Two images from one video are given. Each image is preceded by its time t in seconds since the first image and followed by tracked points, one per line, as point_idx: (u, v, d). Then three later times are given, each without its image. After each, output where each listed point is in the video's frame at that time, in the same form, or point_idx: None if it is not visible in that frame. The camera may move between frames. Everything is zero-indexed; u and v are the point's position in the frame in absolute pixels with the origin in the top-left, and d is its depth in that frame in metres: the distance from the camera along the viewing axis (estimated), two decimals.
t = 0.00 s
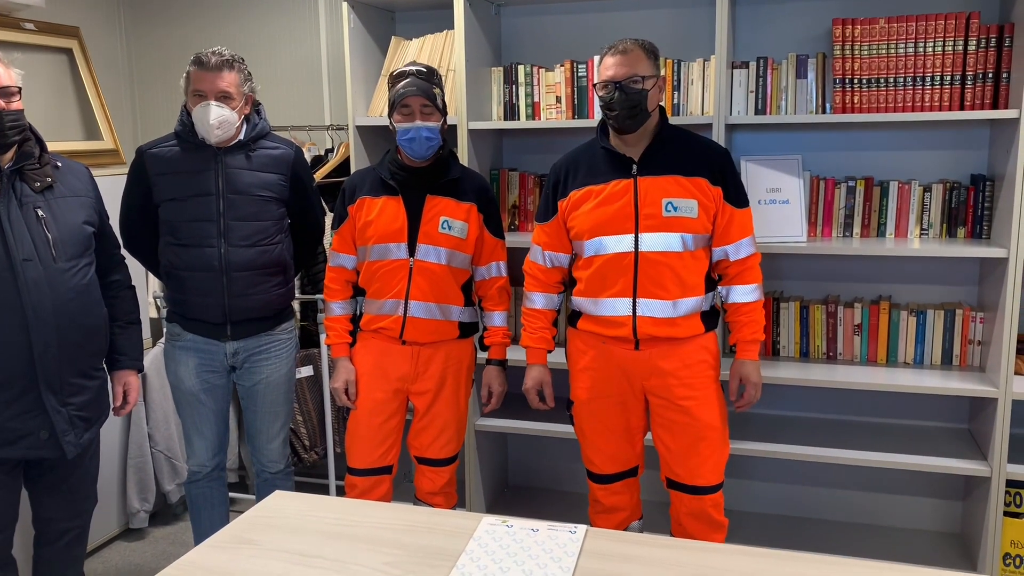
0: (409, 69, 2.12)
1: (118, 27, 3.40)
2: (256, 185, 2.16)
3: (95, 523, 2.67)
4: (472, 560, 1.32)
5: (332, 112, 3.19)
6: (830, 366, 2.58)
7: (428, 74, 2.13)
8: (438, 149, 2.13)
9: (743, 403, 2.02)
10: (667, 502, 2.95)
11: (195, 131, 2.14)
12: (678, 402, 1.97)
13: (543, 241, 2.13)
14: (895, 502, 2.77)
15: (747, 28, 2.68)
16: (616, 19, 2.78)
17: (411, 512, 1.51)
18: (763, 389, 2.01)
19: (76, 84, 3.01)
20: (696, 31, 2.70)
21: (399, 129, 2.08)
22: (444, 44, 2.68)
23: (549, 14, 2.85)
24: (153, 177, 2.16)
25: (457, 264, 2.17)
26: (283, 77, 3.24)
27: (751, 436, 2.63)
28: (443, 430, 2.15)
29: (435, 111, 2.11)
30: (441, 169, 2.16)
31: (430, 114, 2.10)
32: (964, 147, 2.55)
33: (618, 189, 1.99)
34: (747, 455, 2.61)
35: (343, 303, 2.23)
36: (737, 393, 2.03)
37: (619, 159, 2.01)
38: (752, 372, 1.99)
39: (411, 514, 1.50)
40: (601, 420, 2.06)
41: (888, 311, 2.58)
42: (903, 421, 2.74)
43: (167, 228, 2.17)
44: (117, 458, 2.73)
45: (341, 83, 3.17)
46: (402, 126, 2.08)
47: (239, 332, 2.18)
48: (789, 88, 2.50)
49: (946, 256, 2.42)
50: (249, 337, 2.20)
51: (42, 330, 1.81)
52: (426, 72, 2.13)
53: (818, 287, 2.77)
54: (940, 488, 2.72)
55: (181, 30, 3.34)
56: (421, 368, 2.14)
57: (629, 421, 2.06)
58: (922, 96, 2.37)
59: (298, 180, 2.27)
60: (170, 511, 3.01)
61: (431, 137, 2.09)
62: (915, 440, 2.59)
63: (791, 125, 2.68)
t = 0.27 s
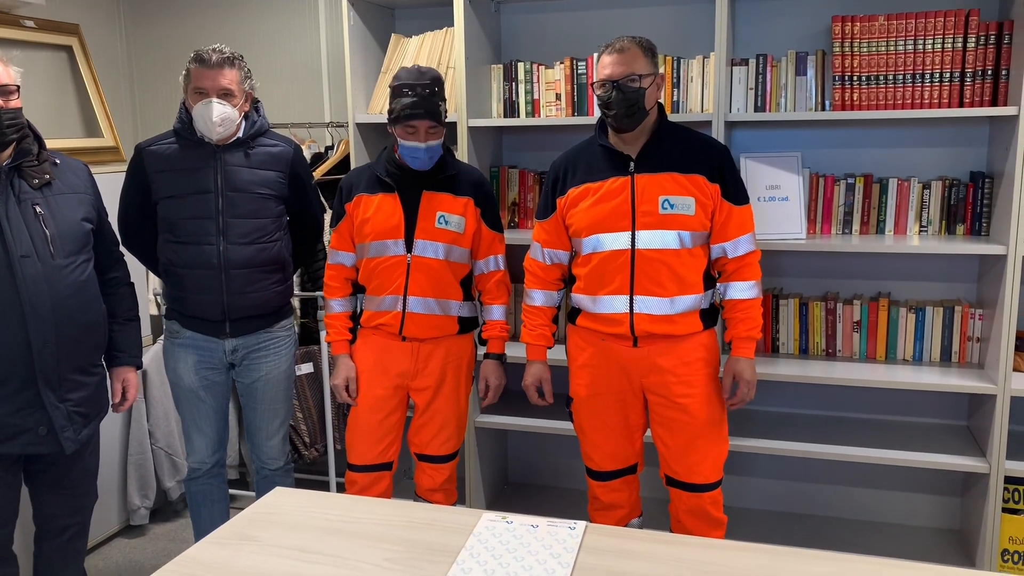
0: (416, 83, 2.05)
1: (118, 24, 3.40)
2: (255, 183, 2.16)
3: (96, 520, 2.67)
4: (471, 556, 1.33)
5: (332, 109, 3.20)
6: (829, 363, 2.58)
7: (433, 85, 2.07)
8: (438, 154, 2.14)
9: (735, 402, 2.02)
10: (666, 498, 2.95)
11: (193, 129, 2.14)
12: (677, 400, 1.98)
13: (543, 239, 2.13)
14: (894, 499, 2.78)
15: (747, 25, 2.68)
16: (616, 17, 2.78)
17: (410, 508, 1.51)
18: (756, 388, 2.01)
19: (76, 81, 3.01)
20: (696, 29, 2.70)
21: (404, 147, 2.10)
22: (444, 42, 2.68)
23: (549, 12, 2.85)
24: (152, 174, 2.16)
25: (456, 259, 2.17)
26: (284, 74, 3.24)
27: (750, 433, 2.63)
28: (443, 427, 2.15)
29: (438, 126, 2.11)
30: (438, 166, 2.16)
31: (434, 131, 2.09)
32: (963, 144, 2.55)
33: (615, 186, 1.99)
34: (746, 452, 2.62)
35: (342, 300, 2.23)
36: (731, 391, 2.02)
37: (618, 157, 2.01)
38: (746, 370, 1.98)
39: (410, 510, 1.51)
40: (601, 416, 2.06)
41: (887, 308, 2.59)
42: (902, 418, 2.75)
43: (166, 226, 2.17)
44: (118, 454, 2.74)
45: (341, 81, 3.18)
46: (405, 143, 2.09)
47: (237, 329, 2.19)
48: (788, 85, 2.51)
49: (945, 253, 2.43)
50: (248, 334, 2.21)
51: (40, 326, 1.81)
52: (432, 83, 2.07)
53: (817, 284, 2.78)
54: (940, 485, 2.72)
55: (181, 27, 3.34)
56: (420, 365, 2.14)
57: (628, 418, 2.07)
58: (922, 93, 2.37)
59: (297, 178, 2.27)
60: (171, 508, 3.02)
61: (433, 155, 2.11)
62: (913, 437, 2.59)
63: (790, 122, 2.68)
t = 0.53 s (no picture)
0: (416, 106, 2.04)
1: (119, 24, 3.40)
2: (251, 183, 2.15)
3: (97, 519, 2.68)
4: (472, 555, 1.33)
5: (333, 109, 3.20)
6: (830, 362, 2.58)
7: (434, 106, 2.06)
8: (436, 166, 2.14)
9: (735, 401, 2.01)
10: (667, 498, 2.95)
11: (190, 128, 2.14)
12: (676, 399, 1.98)
13: (543, 238, 2.14)
14: (894, 499, 2.78)
15: (747, 24, 2.68)
16: (617, 16, 2.78)
17: (411, 507, 1.51)
18: (756, 388, 2.00)
19: (77, 81, 3.02)
20: (697, 29, 2.71)
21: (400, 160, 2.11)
22: (445, 42, 2.68)
23: (549, 12, 2.85)
24: (148, 174, 2.16)
25: (454, 261, 2.17)
26: (284, 74, 3.25)
27: (750, 432, 2.63)
28: (442, 426, 2.15)
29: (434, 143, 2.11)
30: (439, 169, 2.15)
31: (429, 151, 2.10)
32: (963, 144, 2.55)
33: (614, 186, 1.99)
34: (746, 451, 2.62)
35: (342, 300, 2.23)
36: (730, 390, 2.01)
37: (616, 157, 2.01)
38: (746, 369, 1.97)
39: (411, 509, 1.51)
40: (601, 416, 2.06)
41: (887, 307, 2.59)
42: (903, 417, 2.75)
43: (163, 226, 2.17)
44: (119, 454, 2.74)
45: (342, 81, 3.18)
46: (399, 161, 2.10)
47: (234, 329, 2.18)
48: (788, 84, 2.51)
49: (946, 253, 2.43)
50: (245, 334, 2.20)
51: (36, 324, 1.81)
52: (433, 105, 2.06)
53: (818, 283, 2.78)
54: (940, 485, 2.72)
55: (182, 27, 3.34)
56: (418, 365, 2.14)
57: (628, 418, 2.07)
58: (922, 93, 2.38)
59: (294, 178, 2.26)
60: (172, 508, 3.02)
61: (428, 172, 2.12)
62: (914, 436, 2.59)
63: (791, 122, 2.69)
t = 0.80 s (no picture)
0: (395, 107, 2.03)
1: (114, 29, 3.40)
2: (240, 189, 2.14)
3: (96, 526, 2.67)
4: (476, 557, 1.33)
5: (331, 114, 3.20)
6: (829, 363, 2.59)
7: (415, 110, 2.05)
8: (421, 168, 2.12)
9: (737, 403, 2.02)
10: (666, 500, 2.96)
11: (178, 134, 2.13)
12: (676, 401, 1.98)
13: (543, 241, 2.14)
14: (893, 499, 2.79)
15: (743, 27, 2.69)
16: (613, 20, 2.79)
17: (413, 510, 1.51)
18: (757, 390, 2.01)
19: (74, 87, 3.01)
20: (693, 32, 2.72)
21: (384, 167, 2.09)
22: (442, 46, 2.69)
23: (546, 16, 2.86)
24: (136, 180, 2.15)
25: (448, 263, 2.16)
26: (282, 79, 3.25)
27: (750, 434, 2.63)
28: (441, 428, 2.16)
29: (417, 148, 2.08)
30: (424, 172, 2.13)
31: (411, 154, 2.07)
32: (959, 145, 2.56)
33: (612, 188, 2.00)
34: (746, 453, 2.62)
35: (334, 309, 2.20)
36: (732, 392, 2.03)
37: (614, 159, 2.02)
38: (748, 371, 1.99)
39: (413, 511, 1.51)
40: (602, 418, 2.07)
41: (885, 308, 2.60)
42: (901, 417, 2.76)
43: (152, 232, 2.16)
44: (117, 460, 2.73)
45: (340, 86, 3.19)
46: (383, 165, 2.09)
47: (224, 336, 2.17)
48: (785, 87, 2.52)
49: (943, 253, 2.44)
50: (235, 340, 2.19)
51: (31, 332, 1.78)
52: (413, 109, 2.05)
53: (815, 284, 2.79)
54: (939, 485, 2.73)
55: (178, 33, 3.35)
56: (415, 368, 2.14)
57: (628, 420, 2.07)
58: (918, 94, 2.39)
59: (284, 183, 2.24)
60: (171, 513, 3.01)
61: (412, 176, 2.10)
62: (912, 436, 2.60)
63: (787, 123, 2.70)
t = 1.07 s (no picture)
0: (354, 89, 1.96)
1: (99, 42, 3.38)
2: (219, 202, 2.13)
3: (82, 543, 2.63)
4: (469, 571, 1.32)
5: (317, 126, 3.20)
6: (817, 370, 2.60)
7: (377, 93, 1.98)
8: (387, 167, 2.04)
9: (726, 412, 2.03)
10: (658, 509, 2.95)
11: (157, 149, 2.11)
12: (667, 410, 1.98)
13: (532, 252, 2.14)
14: (883, 505, 2.79)
15: (728, 37, 2.71)
16: (599, 31, 2.80)
17: (404, 524, 1.50)
18: (746, 399, 2.02)
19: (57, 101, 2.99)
20: (679, 42, 2.73)
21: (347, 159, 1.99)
22: (429, 57, 2.69)
23: (532, 27, 2.87)
24: (115, 196, 2.13)
25: (426, 271, 2.11)
26: (268, 91, 3.24)
27: (740, 442, 2.64)
28: (425, 442, 2.12)
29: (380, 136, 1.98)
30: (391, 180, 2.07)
31: (375, 141, 1.97)
32: (942, 153, 2.59)
33: (600, 199, 2.00)
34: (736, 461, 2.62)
35: (305, 329, 2.11)
36: (721, 401, 2.04)
37: (602, 170, 2.02)
38: (737, 381, 2.00)
39: (404, 526, 1.50)
40: (592, 428, 2.06)
41: (872, 315, 2.61)
42: (889, 424, 2.77)
43: (132, 247, 2.14)
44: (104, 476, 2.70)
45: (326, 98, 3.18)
46: (346, 158, 1.98)
47: (207, 350, 2.15)
48: (770, 96, 2.54)
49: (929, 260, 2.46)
50: (216, 354, 2.17)
51: (12, 348, 1.76)
52: (376, 91, 1.98)
53: (803, 292, 2.80)
54: (928, 490, 2.74)
55: (164, 46, 3.33)
56: (396, 382, 2.09)
57: (619, 430, 2.07)
58: (901, 103, 2.41)
59: (264, 195, 2.24)
60: (158, 530, 2.98)
61: (378, 166, 1.99)
62: (901, 442, 2.61)
63: (773, 132, 2.71)
